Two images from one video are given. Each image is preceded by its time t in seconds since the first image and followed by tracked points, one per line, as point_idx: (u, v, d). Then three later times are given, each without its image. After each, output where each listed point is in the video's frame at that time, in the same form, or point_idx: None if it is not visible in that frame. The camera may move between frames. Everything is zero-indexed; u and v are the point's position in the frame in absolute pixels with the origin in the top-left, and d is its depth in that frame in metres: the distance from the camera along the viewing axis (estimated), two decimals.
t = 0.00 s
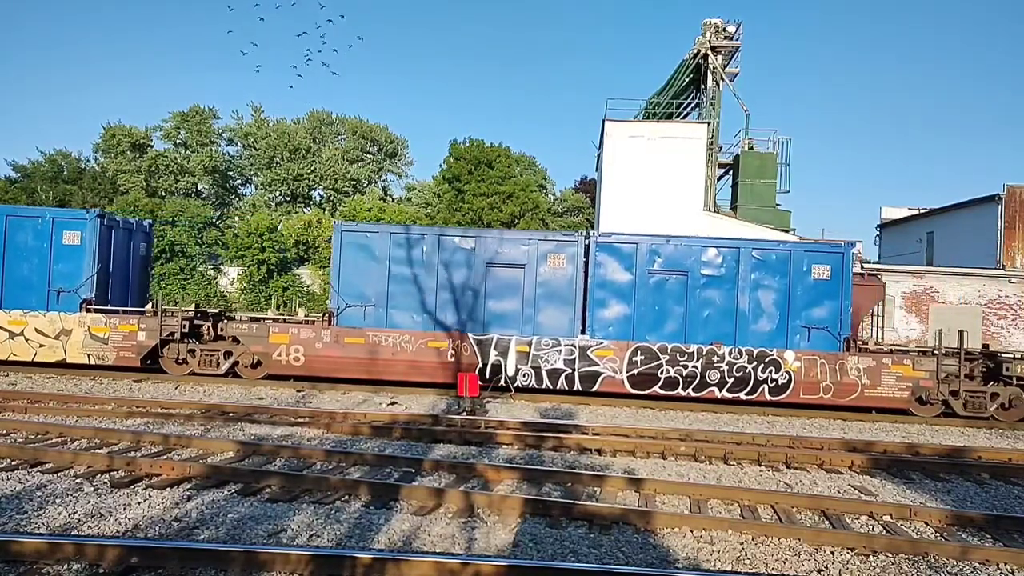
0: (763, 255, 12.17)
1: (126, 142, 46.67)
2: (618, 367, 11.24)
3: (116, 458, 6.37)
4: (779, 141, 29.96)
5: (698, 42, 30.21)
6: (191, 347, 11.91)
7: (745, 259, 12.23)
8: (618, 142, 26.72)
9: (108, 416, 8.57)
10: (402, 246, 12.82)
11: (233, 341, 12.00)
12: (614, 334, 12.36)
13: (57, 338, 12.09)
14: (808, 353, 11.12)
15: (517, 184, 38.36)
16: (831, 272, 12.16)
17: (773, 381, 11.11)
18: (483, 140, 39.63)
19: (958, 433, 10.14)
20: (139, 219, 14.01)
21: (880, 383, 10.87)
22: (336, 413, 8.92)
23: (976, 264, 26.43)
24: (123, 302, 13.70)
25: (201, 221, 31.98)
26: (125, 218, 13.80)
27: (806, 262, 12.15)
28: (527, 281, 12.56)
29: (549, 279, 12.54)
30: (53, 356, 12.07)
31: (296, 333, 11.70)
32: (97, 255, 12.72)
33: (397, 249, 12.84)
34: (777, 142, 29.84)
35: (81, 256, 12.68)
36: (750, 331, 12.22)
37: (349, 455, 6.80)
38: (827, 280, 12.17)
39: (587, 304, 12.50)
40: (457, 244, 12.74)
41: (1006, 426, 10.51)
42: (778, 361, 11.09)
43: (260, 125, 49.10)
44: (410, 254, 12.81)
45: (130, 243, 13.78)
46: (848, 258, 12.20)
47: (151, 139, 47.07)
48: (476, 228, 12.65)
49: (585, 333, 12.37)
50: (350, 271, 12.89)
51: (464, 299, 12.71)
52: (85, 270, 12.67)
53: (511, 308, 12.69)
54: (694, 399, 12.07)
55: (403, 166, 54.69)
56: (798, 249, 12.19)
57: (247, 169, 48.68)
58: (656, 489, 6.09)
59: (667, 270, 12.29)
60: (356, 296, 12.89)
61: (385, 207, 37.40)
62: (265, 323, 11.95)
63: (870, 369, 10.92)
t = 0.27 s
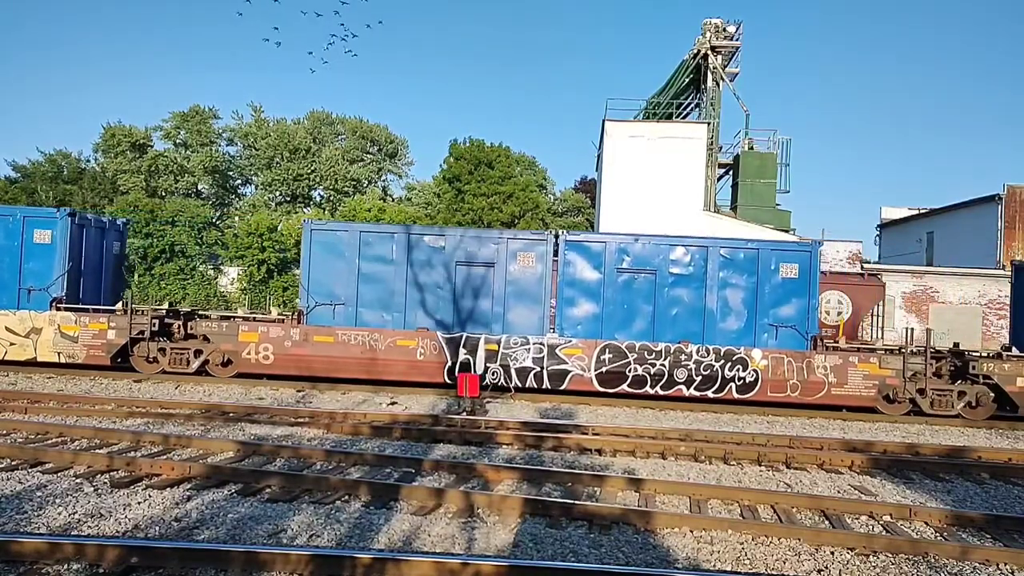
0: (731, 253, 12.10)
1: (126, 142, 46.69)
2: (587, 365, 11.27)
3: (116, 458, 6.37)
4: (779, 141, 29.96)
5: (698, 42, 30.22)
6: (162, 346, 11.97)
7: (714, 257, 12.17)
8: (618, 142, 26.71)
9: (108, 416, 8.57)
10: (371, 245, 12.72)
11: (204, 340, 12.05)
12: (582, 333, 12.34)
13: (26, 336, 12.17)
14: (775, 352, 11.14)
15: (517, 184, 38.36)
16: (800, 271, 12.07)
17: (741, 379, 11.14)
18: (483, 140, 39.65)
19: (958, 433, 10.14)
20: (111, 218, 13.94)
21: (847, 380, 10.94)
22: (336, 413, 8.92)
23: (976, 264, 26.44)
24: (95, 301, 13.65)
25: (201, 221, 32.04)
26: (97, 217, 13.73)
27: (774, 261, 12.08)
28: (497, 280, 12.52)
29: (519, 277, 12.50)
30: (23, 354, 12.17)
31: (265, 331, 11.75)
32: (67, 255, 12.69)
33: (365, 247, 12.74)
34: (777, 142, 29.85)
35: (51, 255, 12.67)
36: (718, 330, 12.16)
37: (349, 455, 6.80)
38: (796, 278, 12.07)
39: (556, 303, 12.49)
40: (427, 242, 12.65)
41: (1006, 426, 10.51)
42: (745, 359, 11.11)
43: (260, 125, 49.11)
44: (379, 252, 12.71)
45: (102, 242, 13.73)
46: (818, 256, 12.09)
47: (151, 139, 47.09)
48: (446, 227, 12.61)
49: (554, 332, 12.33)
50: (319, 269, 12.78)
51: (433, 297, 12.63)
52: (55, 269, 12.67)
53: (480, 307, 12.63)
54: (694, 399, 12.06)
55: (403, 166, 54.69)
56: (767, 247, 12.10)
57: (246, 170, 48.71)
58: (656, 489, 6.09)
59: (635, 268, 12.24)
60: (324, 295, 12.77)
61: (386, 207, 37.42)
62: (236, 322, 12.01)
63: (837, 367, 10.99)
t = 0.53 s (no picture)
0: (700, 252, 12.23)
1: (126, 142, 46.73)
2: (555, 363, 11.26)
3: (116, 458, 6.37)
4: (779, 141, 29.96)
5: (697, 42, 30.21)
6: (133, 344, 12.01)
7: (682, 256, 12.30)
8: (618, 142, 26.72)
9: (108, 416, 8.58)
10: (341, 243, 12.85)
11: (174, 338, 12.04)
12: (552, 331, 12.51)
13: None
14: (743, 350, 11.11)
15: (517, 184, 38.37)
16: (767, 269, 12.18)
17: (708, 377, 11.09)
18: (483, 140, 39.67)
19: (958, 433, 10.13)
20: (84, 217, 13.79)
21: (814, 378, 10.90)
22: (336, 413, 8.92)
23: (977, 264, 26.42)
24: (67, 300, 13.64)
25: (201, 222, 32.12)
26: (69, 216, 13.62)
27: (742, 260, 12.20)
28: (467, 278, 12.73)
29: (489, 276, 12.71)
30: None
31: (235, 330, 11.77)
32: (37, 255, 12.60)
33: (336, 244, 12.86)
34: (777, 142, 29.86)
35: (21, 255, 12.60)
36: (686, 329, 12.30)
37: (349, 455, 6.80)
38: (764, 277, 12.18)
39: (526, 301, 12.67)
40: (397, 241, 12.82)
41: (1006, 426, 10.50)
42: (713, 357, 11.07)
43: (260, 125, 49.12)
44: (349, 250, 12.85)
45: (75, 241, 13.64)
46: (786, 255, 12.20)
47: (151, 139, 47.13)
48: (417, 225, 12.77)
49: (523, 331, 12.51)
50: (289, 267, 12.91)
51: (403, 295, 12.82)
52: (25, 269, 12.60)
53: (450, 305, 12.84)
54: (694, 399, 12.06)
55: (403, 166, 54.71)
56: (735, 246, 12.21)
57: (246, 170, 48.74)
58: (656, 489, 6.09)
59: (604, 267, 12.40)
60: (295, 292, 12.92)
61: (386, 207, 37.43)
62: (206, 320, 12.01)
63: (804, 365, 10.95)
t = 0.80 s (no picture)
0: (668, 250, 12.31)
1: (126, 142, 46.75)
2: (524, 361, 11.35)
3: (116, 458, 6.37)
4: (779, 141, 29.96)
5: (697, 42, 30.22)
6: (103, 343, 12.06)
7: (651, 255, 12.39)
8: (618, 142, 26.71)
9: (108, 416, 8.57)
10: (310, 242, 12.88)
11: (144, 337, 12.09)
12: (521, 329, 12.59)
13: None
14: (710, 348, 11.17)
15: (517, 184, 38.38)
16: (735, 268, 12.29)
17: (676, 375, 11.15)
18: (483, 140, 39.67)
19: (958, 433, 10.14)
20: (58, 216, 13.82)
21: (781, 376, 10.95)
22: (336, 413, 8.92)
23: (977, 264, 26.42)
24: (39, 298, 13.64)
25: (202, 222, 32.16)
26: (42, 214, 13.66)
27: (710, 258, 12.29)
28: (436, 277, 12.70)
29: (458, 274, 12.68)
30: None
31: (204, 328, 11.81)
32: (8, 253, 12.62)
33: (305, 243, 12.90)
34: (777, 142, 29.87)
35: None
36: (654, 327, 12.39)
37: (349, 455, 6.80)
38: (731, 275, 12.30)
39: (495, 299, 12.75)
40: (365, 240, 12.83)
41: (1006, 426, 10.50)
42: (680, 355, 11.13)
43: (260, 125, 49.13)
44: (318, 249, 12.88)
45: (48, 239, 13.66)
46: (753, 254, 12.34)
47: (151, 139, 47.15)
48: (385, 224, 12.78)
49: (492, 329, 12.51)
50: (259, 266, 12.96)
51: (372, 294, 12.81)
52: None
53: (420, 304, 12.80)
54: (695, 399, 12.07)
55: (403, 166, 54.71)
56: (703, 244, 12.31)
57: (246, 170, 48.76)
58: (656, 489, 6.09)
59: (573, 266, 12.48)
60: (264, 291, 12.97)
61: (386, 207, 37.43)
62: (177, 319, 12.05)
63: (771, 364, 11.01)
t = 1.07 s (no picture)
0: (637, 249, 12.32)
1: (126, 142, 46.75)
2: (492, 360, 11.38)
3: (116, 458, 6.37)
4: (779, 141, 29.96)
5: (698, 42, 30.21)
6: (74, 341, 12.10)
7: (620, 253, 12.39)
8: (618, 142, 26.72)
9: (108, 416, 8.57)
10: (280, 240, 12.88)
11: (115, 336, 12.11)
12: (491, 328, 12.63)
13: None
14: (678, 347, 11.18)
15: (517, 184, 38.38)
16: (703, 266, 12.28)
17: (644, 374, 11.16)
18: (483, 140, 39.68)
19: (958, 433, 10.14)
20: (31, 215, 13.87)
21: (748, 375, 10.95)
22: (336, 413, 8.92)
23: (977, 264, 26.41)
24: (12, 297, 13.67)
25: (202, 222, 32.22)
26: (14, 213, 13.66)
27: (679, 257, 12.29)
28: (405, 275, 12.66)
29: (428, 273, 12.65)
30: None
31: (173, 326, 11.82)
32: None
33: (275, 242, 12.90)
34: (777, 142, 29.89)
35: None
36: (623, 325, 12.39)
37: (349, 455, 6.80)
38: (700, 274, 12.30)
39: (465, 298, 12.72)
40: (334, 238, 12.79)
41: (1006, 426, 10.51)
42: (648, 354, 11.15)
43: (260, 125, 49.14)
44: (288, 247, 12.87)
45: (20, 239, 13.69)
46: (722, 252, 12.33)
47: (151, 139, 47.16)
48: (354, 222, 12.76)
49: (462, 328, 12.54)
50: (229, 265, 12.98)
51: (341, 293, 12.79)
52: None
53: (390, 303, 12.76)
54: (696, 399, 12.09)
55: (403, 166, 54.71)
56: (672, 243, 12.30)
57: (246, 170, 48.77)
58: (656, 489, 6.09)
59: (542, 264, 12.51)
60: (234, 290, 12.96)
61: (386, 207, 37.43)
62: (147, 317, 12.07)
63: (738, 362, 11.01)
